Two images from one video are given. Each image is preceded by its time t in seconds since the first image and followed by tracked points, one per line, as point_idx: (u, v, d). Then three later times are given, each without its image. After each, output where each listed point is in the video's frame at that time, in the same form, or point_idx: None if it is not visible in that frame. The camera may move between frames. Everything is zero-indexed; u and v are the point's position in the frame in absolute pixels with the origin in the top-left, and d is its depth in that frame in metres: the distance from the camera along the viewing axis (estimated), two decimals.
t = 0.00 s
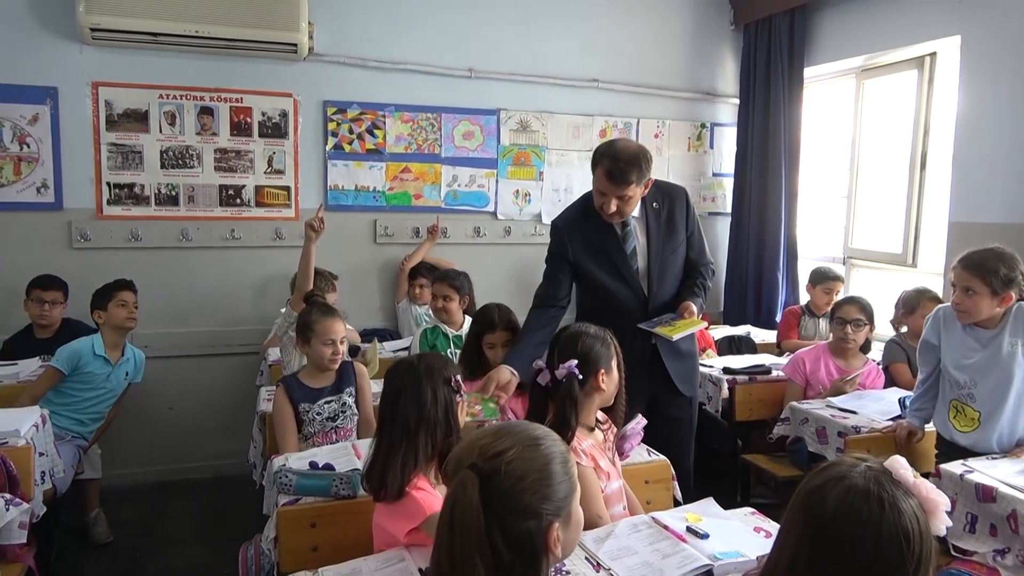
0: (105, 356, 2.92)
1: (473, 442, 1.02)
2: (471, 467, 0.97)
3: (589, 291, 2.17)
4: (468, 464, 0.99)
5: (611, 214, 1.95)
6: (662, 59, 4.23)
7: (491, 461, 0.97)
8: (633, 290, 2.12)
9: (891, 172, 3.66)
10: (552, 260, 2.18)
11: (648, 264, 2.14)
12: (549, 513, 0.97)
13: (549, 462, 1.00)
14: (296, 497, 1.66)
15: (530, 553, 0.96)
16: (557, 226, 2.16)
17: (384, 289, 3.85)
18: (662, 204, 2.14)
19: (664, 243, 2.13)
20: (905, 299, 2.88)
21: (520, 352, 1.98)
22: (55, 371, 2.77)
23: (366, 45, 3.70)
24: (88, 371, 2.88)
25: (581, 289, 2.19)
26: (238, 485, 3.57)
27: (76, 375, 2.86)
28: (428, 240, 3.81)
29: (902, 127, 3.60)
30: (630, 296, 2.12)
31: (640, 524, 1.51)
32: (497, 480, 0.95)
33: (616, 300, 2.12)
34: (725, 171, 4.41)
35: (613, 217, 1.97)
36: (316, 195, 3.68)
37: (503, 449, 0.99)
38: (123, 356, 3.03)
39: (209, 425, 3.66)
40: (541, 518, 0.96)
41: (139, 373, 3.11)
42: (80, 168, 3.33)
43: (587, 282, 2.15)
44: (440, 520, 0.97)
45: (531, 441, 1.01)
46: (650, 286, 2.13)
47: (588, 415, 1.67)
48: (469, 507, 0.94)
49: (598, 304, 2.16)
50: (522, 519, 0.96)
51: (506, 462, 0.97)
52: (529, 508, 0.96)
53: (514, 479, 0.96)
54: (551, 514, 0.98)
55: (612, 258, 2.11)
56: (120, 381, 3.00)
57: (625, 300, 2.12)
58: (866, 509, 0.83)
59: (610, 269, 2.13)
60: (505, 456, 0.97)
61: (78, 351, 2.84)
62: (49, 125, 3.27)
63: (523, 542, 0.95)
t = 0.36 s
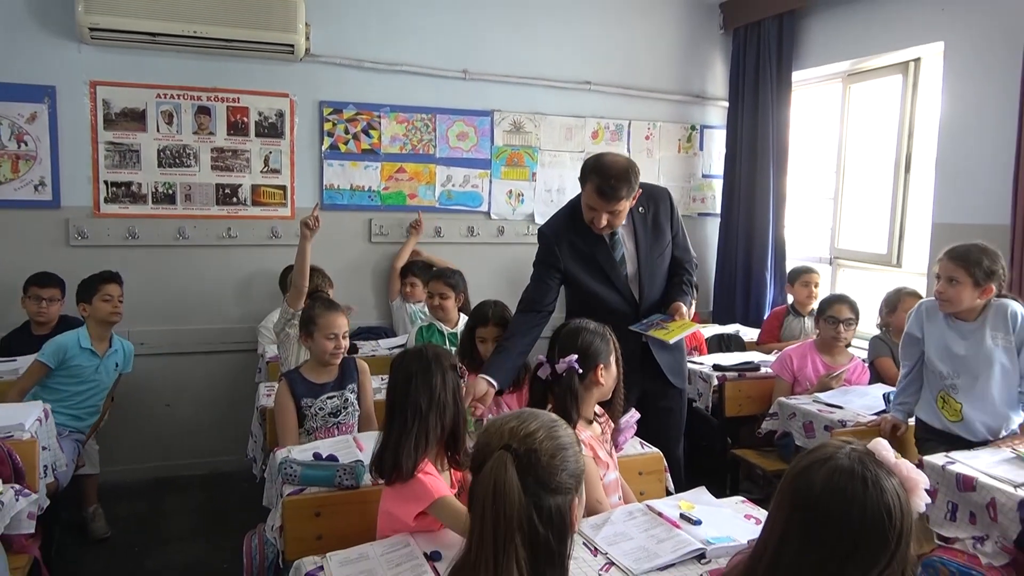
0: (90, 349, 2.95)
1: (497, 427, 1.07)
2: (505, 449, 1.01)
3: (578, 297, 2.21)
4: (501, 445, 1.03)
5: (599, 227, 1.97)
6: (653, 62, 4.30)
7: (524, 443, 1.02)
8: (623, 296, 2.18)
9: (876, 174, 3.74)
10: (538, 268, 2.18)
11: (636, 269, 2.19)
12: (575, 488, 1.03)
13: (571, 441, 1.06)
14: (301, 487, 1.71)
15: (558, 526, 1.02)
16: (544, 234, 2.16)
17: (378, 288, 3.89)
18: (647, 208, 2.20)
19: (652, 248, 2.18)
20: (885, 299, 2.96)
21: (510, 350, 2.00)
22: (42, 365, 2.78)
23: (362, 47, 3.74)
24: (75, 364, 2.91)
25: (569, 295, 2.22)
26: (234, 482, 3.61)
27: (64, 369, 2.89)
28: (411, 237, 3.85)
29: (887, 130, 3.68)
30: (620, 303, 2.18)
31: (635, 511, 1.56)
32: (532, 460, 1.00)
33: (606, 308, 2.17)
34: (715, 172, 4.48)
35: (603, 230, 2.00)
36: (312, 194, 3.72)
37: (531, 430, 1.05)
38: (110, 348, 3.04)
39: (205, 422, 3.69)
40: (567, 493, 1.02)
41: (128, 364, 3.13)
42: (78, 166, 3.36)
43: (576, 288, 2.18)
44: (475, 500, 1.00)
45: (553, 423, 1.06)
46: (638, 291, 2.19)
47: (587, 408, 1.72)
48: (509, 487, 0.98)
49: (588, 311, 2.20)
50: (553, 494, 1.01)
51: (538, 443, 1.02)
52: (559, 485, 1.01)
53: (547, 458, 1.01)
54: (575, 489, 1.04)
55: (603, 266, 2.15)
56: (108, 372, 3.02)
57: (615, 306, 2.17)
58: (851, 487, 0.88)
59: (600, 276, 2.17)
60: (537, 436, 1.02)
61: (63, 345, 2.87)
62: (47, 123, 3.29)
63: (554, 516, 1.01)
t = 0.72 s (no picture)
0: (59, 342, 2.91)
1: (501, 416, 1.08)
2: (513, 431, 1.02)
3: (573, 298, 2.23)
4: (509, 428, 1.04)
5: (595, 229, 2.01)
6: (646, 62, 4.33)
7: (531, 425, 1.03)
8: (617, 296, 2.21)
9: (867, 172, 3.78)
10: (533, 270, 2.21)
11: (630, 269, 2.22)
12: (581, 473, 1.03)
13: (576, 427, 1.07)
14: (301, 483, 1.74)
15: (565, 511, 1.01)
16: (539, 236, 2.18)
17: (374, 288, 3.91)
18: (640, 207, 2.22)
19: (645, 247, 2.21)
20: (879, 295, 3.00)
21: (505, 351, 2.02)
22: (14, 364, 2.78)
23: (357, 48, 3.76)
24: (47, 360, 2.88)
25: (563, 295, 2.25)
26: (231, 481, 3.62)
27: (37, 369, 2.86)
28: (406, 238, 3.85)
29: (878, 128, 3.72)
30: (615, 303, 2.21)
31: (631, 504, 1.59)
32: (540, 441, 1.01)
33: (601, 308, 2.20)
34: (707, 171, 4.52)
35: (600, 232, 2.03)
36: (308, 194, 3.74)
37: (538, 415, 1.06)
38: (84, 340, 3.01)
39: (202, 422, 3.70)
40: (573, 477, 1.02)
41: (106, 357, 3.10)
42: (74, 168, 3.37)
43: (571, 289, 2.21)
44: (482, 482, 1.00)
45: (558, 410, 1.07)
46: (632, 291, 2.22)
47: (582, 404, 1.75)
48: (519, 466, 0.98)
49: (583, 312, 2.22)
50: (560, 477, 1.01)
51: (545, 425, 1.03)
52: (566, 468, 1.01)
53: (555, 439, 1.02)
54: (580, 475, 1.04)
55: (598, 266, 2.18)
56: (84, 365, 2.98)
57: (610, 307, 2.20)
58: (837, 474, 0.91)
59: (594, 277, 2.19)
60: (545, 419, 1.03)
61: (30, 343, 2.84)
62: (43, 125, 3.30)
63: (561, 499, 1.00)
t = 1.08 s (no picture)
0: (13, 345, 2.90)
1: (487, 412, 1.08)
2: (502, 426, 1.02)
3: (571, 287, 2.20)
4: (496, 423, 1.04)
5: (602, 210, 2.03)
6: (640, 60, 4.33)
7: (519, 421, 1.03)
8: (616, 283, 2.18)
9: (860, 169, 3.78)
10: (532, 256, 2.20)
11: (628, 258, 2.21)
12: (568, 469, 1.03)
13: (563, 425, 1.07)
14: (292, 482, 1.74)
15: (552, 507, 1.01)
16: (538, 223, 2.18)
17: (369, 286, 3.91)
18: (638, 198, 2.22)
19: (642, 237, 2.21)
20: (873, 292, 2.99)
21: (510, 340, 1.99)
22: None
23: (350, 46, 3.76)
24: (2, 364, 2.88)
25: (560, 284, 2.22)
26: (226, 481, 3.62)
27: None
28: (402, 240, 3.84)
29: (871, 125, 3.72)
30: (614, 290, 2.17)
31: (622, 502, 1.59)
32: (528, 436, 1.01)
33: (600, 295, 2.17)
34: (702, 169, 4.52)
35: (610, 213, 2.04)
36: (302, 193, 3.73)
37: (525, 411, 1.06)
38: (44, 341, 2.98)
39: (196, 422, 3.70)
40: (560, 473, 1.02)
41: (75, 353, 3.04)
42: (67, 168, 3.36)
43: (569, 276, 2.18)
44: (471, 475, 1.00)
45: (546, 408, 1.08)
46: (630, 279, 2.20)
47: (572, 401, 1.76)
48: (508, 461, 0.98)
49: (581, 299, 2.19)
50: (547, 473, 1.01)
51: (531, 421, 1.03)
52: (553, 463, 1.01)
53: (542, 434, 1.02)
54: (566, 472, 1.04)
55: (595, 252, 2.16)
56: (42, 365, 2.94)
57: (609, 292, 2.17)
58: (819, 471, 0.91)
59: (593, 263, 2.17)
60: (531, 414, 1.04)
61: None
62: (36, 125, 3.29)
63: (548, 495, 1.00)
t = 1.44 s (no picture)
0: None
1: (457, 411, 1.08)
2: (467, 428, 1.02)
3: (573, 277, 2.17)
4: (461, 426, 1.04)
5: (632, 196, 2.05)
6: (633, 58, 4.33)
7: (483, 423, 1.03)
8: (620, 276, 2.16)
9: (853, 169, 3.78)
10: (535, 243, 2.16)
11: (632, 252, 2.20)
12: (533, 472, 1.03)
13: (530, 427, 1.07)
14: (274, 480, 1.74)
15: (517, 510, 1.00)
16: (544, 210, 2.14)
17: (361, 285, 3.90)
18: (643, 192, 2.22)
19: (646, 233, 2.21)
20: (862, 292, 2.97)
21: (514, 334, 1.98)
22: None
23: (342, 44, 3.75)
24: None
25: (564, 273, 2.18)
26: (216, 479, 3.61)
27: None
28: (395, 240, 3.83)
29: (863, 124, 3.72)
30: (618, 283, 2.15)
31: (603, 501, 1.59)
32: (490, 439, 1.01)
33: (604, 286, 2.14)
34: (696, 168, 4.52)
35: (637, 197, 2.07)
36: (294, 191, 3.73)
37: (490, 413, 1.06)
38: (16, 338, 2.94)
39: (187, 420, 3.69)
40: (525, 476, 1.01)
41: (52, 343, 3.03)
42: (57, 165, 3.35)
43: (573, 265, 2.15)
44: (434, 478, 1.00)
45: (513, 409, 1.07)
46: (634, 273, 2.19)
47: (554, 401, 1.76)
48: (469, 465, 0.98)
49: (583, 289, 2.16)
50: (511, 475, 1.00)
51: (496, 423, 1.03)
52: (518, 466, 1.01)
53: (506, 436, 1.02)
54: (533, 474, 1.03)
55: (603, 243, 2.14)
56: (18, 363, 2.90)
57: (613, 285, 2.15)
58: (788, 471, 0.91)
59: (600, 253, 2.14)
60: (495, 416, 1.03)
61: None
62: (25, 122, 3.28)
63: (511, 499, 1.00)
